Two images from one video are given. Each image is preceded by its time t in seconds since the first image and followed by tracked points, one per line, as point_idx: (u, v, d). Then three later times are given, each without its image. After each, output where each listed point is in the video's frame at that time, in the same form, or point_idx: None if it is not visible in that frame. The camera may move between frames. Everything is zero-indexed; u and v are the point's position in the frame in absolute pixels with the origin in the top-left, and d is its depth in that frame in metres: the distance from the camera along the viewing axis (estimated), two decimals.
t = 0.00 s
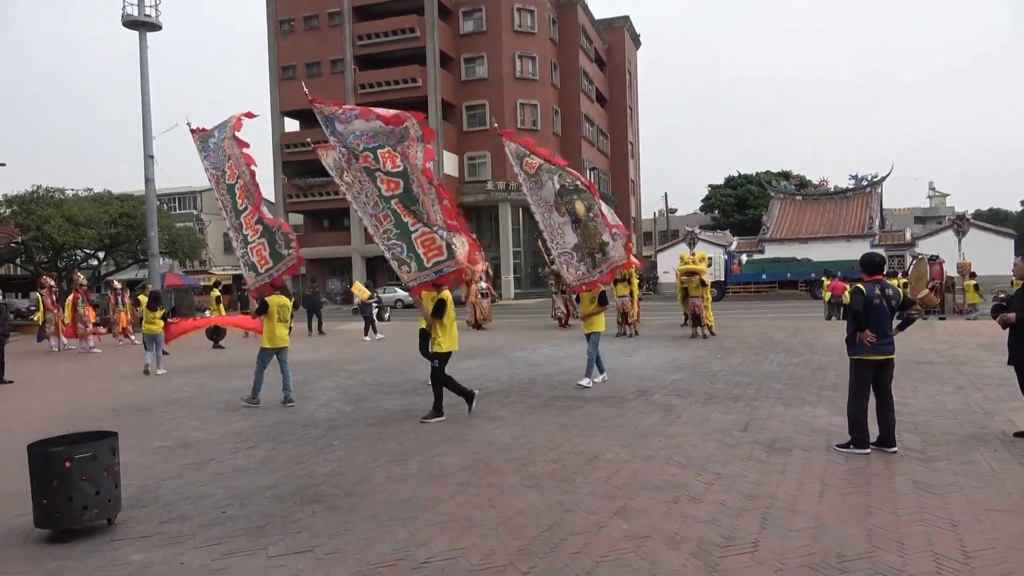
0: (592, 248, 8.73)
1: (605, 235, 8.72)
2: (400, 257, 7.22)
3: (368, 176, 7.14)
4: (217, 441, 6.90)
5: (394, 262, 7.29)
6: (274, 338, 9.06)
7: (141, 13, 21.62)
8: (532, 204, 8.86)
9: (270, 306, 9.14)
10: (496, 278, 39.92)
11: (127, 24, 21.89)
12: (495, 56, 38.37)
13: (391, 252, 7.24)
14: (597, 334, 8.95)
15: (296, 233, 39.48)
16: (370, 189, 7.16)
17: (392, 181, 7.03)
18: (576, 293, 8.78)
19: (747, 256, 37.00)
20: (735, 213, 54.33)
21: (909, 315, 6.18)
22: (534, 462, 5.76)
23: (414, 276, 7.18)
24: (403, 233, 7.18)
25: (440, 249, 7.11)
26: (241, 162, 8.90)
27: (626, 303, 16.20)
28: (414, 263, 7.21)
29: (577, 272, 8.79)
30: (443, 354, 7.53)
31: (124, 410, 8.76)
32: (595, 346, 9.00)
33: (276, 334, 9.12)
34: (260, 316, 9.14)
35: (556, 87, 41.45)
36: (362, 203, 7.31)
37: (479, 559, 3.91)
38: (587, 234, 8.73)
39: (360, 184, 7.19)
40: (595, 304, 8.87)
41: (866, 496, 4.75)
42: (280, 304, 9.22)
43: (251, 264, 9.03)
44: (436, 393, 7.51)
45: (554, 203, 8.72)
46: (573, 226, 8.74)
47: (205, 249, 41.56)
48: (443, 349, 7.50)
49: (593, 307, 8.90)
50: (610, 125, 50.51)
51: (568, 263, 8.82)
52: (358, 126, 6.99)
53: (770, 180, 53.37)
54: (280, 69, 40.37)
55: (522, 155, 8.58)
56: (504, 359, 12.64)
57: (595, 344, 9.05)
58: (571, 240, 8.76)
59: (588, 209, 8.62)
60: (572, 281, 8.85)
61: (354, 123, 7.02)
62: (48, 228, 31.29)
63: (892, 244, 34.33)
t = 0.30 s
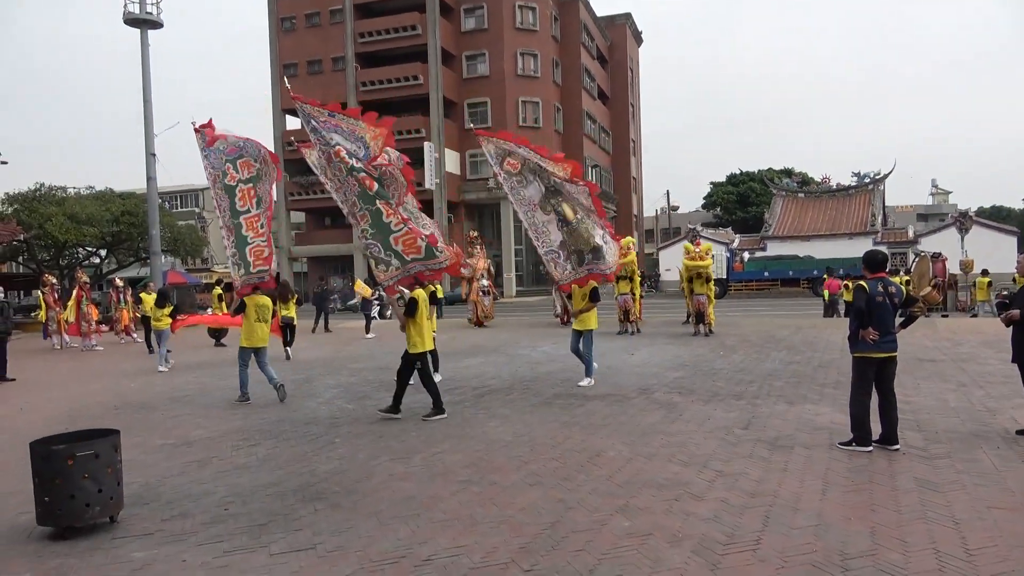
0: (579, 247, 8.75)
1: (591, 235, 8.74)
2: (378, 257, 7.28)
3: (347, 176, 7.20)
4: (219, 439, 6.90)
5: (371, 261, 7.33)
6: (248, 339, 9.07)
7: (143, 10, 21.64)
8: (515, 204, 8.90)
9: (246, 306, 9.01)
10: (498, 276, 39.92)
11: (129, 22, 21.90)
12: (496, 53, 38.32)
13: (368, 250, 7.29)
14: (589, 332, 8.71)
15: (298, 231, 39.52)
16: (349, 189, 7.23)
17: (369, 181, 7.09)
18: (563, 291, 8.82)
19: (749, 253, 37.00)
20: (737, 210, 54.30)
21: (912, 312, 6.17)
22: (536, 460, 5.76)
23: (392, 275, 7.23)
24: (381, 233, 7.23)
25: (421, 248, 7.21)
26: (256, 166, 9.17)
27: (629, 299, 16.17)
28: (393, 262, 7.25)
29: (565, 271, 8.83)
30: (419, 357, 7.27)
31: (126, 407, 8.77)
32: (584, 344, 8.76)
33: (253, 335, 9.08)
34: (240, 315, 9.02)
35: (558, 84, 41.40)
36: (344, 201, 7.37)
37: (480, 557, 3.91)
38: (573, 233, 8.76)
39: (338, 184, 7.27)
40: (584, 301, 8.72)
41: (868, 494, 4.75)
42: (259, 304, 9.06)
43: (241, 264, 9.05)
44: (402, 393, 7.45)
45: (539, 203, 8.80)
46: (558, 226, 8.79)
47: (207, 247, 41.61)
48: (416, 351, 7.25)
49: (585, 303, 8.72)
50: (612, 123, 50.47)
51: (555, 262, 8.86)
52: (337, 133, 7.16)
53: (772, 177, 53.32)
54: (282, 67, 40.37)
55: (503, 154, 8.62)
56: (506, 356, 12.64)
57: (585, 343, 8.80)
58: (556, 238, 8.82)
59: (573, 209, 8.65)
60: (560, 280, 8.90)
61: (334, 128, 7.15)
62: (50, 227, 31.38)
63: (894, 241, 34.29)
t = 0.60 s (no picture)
0: (565, 243, 8.68)
1: (578, 231, 8.69)
2: (349, 251, 7.23)
3: (321, 169, 7.30)
4: (221, 437, 6.90)
5: (342, 256, 7.28)
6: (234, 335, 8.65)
7: (144, 8, 21.64)
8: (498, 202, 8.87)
9: (231, 302, 8.70)
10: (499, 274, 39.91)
11: (131, 20, 21.89)
12: (498, 51, 38.28)
13: (340, 244, 7.26)
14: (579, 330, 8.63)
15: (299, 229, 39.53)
16: (323, 182, 7.30)
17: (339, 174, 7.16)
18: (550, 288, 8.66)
19: (751, 251, 37.00)
20: (738, 208, 54.27)
21: (913, 310, 6.15)
22: (537, 458, 5.76)
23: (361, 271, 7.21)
24: (352, 228, 7.25)
25: (395, 246, 7.15)
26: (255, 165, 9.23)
27: (631, 296, 16.16)
28: (364, 259, 7.22)
29: (552, 267, 8.71)
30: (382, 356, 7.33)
31: (128, 405, 8.77)
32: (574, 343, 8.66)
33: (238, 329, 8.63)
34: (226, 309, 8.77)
35: (560, 82, 41.37)
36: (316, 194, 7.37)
37: (482, 554, 3.92)
38: (559, 229, 8.70)
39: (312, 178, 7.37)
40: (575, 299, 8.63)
41: (869, 491, 4.75)
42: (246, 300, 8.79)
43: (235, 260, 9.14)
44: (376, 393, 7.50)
45: (522, 198, 8.74)
46: (543, 221, 8.72)
47: (209, 245, 41.65)
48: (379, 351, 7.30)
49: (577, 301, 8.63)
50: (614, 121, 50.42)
51: (541, 259, 8.74)
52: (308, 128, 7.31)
53: (773, 174, 53.27)
54: (283, 64, 40.36)
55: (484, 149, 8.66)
56: (508, 354, 12.64)
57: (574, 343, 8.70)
58: (542, 234, 8.72)
59: (557, 203, 8.59)
60: (547, 278, 8.75)
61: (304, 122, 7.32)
62: (52, 225, 31.46)
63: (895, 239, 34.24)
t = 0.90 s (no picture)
0: (548, 237, 8.77)
1: (560, 224, 8.77)
2: (323, 251, 7.43)
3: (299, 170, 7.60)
4: (222, 435, 6.92)
5: (318, 255, 7.49)
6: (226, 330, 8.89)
7: (145, 6, 21.64)
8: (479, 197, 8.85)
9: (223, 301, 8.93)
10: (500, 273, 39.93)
11: (131, 18, 21.90)
12: (499, 49, 38.23)
13: (314, 244, 7.50)
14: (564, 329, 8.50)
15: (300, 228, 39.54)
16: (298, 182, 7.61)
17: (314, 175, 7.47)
18: (533, 285, 8.74)
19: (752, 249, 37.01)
20: (739, 206, 54.26)
21: (915, 309, 6.14)
22: (538, 456, 5.76)
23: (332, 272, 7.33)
24: (325, 227, 7.42)
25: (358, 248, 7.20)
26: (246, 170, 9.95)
27: (632, 295, 16.19)
28: (335, 259, 7.33)
29: (535, 263, 8.80)
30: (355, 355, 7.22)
31: (130, 403, 8.79)
32: (559, 343, 8.54)
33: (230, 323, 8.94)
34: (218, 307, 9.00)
35: (561, 80, 41.35)
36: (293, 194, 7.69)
37: (483, 552, 3.92)
38: (541, 223, 8.76)
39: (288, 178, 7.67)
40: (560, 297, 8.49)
41: (871, 490, 4.75)
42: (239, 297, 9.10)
43: (230, 260, 9.63)
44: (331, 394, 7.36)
45: (503, 192, 8.74)
46: (525, 215, 8.76)
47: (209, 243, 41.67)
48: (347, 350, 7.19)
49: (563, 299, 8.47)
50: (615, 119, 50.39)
51: (524, 255, 8.81)
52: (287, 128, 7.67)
53: (775, 173, 53.24)
54: (284, 62, 40.34)
55: (464, 145, 8.59)
56: (509, 352, 12.66)
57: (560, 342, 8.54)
58: (524, 230, 8.78)
59: (539, 196, 8.66)
60: (530, 274, 8.83)
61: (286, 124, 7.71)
62: (53, 223, 31.48)
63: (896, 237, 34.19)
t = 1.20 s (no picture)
0: (529, 242, 8.21)
1: (541, 228, 8.23)
2: (289, 247, 7.13)
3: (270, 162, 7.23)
4: (222, 432, 6.92)
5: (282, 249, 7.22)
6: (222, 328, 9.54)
7: (146, 3, 21.65)
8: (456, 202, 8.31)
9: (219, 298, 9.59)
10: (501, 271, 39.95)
11: (132, 15, 21.90)
12: (500, 48, 38.20)
13: (282, 240, 7.18)
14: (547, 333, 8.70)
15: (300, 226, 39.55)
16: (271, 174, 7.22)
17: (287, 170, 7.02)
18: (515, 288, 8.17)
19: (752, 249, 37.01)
20: (740, 206, 54.27)
21: (915, 309, 6.14)
22: (538, 455, 5.76)
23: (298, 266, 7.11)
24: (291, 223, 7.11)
25: (329, 247, 7.04)
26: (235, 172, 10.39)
27: (634, 296, 16.24)
28: (302, 256, 7.11)
29: (516, 267, 8.23)
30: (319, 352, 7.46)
31: (131, 400, 8.81)
32: (542, 344, 8.68)
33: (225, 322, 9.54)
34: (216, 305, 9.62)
35: (562, 79, 41.33)
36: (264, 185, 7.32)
37: (482, 551, 3.93)
38: (521, 226, 8.21)
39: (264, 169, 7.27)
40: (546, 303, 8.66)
41: (871, 490, 4.76)
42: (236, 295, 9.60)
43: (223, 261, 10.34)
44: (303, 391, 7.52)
45: (480, 197, 8.19)
46: (503, 220, 8.21)
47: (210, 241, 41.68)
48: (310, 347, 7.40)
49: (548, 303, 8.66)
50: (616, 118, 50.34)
51: (504, 259, 8.22)
52: (263, 117, 7.07)
53: (776, 172, 53.23)
54: (285, 60, 40.33)
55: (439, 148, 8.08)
56: (509, 351, 12.66)
57: (544, 345, 8.73)
58: (503, 234, 8.21)
59: (518, 199, 8.14)
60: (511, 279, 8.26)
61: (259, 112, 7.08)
62: (54, 220, 31.48)
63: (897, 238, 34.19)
